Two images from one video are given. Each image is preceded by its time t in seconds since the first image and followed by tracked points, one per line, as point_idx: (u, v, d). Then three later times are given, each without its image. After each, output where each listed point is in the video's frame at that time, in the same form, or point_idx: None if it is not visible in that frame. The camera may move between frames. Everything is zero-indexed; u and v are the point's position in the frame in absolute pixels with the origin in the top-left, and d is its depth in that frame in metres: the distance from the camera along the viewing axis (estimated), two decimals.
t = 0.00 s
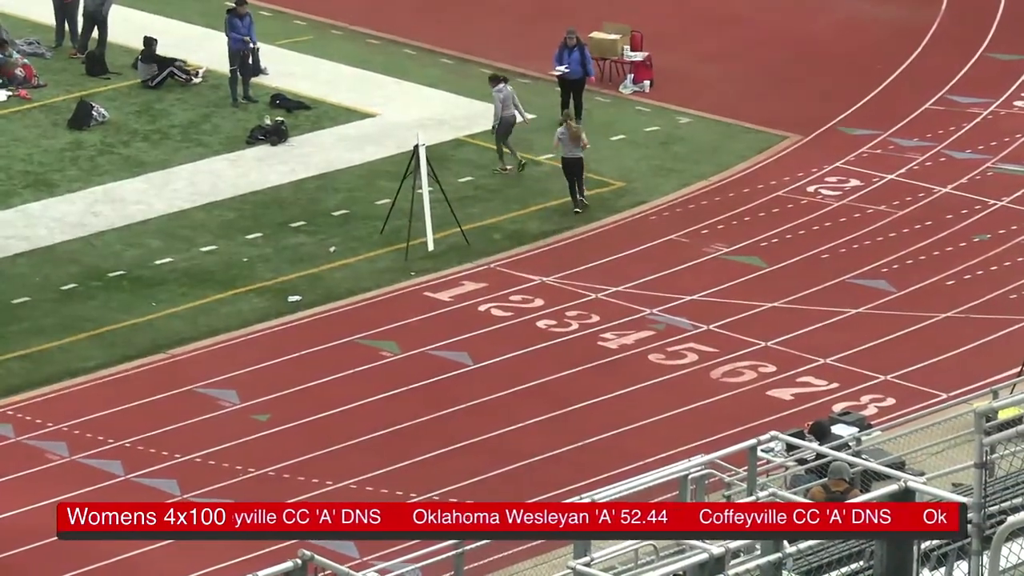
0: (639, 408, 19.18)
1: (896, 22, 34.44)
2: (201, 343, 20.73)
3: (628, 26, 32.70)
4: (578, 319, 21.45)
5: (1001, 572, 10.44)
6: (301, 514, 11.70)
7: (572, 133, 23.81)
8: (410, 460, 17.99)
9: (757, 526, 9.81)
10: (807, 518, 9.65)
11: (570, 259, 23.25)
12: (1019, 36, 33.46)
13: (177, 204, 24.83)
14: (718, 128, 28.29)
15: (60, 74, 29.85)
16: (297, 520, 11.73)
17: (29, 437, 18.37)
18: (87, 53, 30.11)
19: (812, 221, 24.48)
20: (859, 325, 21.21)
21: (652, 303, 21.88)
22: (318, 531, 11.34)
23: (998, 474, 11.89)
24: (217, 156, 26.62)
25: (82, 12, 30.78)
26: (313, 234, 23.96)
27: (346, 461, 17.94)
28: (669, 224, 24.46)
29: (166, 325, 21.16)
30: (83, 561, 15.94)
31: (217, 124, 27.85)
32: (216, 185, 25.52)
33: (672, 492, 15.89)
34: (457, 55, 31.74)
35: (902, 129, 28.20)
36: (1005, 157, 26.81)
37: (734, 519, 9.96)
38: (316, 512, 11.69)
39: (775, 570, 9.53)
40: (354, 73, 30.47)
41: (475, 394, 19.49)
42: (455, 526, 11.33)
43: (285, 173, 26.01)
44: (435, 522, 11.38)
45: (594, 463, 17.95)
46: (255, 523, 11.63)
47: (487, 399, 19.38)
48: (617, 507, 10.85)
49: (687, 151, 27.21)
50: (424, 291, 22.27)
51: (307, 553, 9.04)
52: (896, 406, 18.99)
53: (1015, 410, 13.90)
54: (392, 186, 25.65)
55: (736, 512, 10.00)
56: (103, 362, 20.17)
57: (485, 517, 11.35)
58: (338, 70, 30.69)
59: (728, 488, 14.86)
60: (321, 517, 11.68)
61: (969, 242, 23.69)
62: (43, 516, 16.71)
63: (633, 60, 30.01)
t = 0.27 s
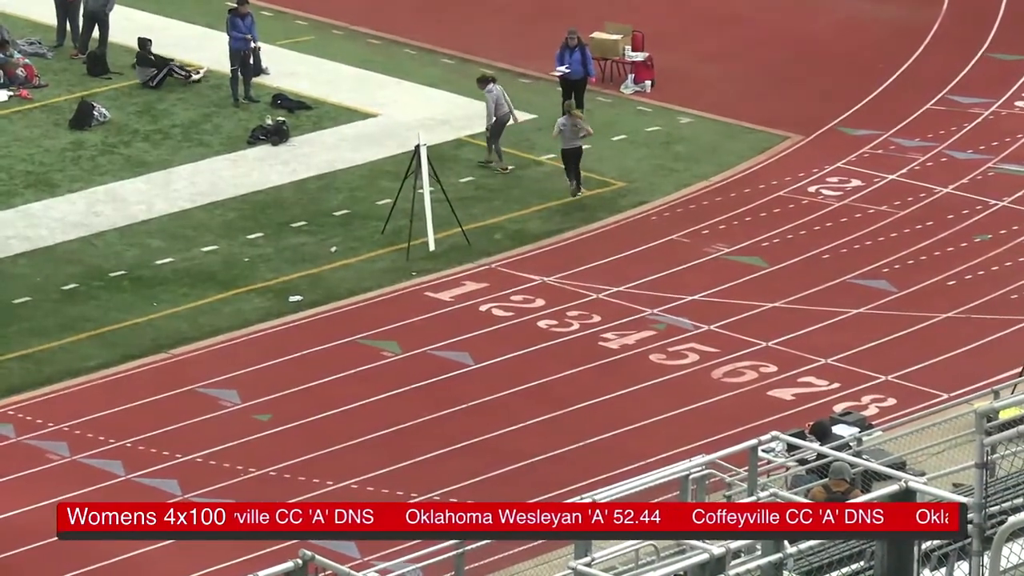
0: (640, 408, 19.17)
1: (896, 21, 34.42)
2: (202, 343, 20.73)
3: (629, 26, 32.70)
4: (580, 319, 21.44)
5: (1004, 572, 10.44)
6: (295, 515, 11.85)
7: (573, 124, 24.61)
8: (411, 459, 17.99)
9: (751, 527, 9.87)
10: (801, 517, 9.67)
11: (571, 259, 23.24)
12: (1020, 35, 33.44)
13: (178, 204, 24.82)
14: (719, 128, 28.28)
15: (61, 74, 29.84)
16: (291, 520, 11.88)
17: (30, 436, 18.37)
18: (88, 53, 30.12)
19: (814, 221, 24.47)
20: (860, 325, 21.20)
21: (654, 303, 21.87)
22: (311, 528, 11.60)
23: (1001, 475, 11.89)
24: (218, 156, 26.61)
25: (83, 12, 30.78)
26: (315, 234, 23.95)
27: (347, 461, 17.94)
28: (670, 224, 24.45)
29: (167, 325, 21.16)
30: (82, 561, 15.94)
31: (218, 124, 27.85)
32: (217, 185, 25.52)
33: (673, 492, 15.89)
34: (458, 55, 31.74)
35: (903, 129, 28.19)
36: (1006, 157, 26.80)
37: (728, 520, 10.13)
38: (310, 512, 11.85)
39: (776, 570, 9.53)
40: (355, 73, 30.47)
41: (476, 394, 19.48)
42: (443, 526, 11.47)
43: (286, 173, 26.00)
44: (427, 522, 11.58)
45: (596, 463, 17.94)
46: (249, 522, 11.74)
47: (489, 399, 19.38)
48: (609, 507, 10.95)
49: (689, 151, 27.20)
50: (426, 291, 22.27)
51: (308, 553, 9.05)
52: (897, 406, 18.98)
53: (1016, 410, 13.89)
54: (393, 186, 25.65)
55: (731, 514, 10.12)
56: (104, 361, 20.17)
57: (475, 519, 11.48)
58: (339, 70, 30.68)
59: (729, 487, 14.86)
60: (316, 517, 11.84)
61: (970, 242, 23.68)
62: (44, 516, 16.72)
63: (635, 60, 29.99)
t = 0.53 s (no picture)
0: (644, 407, 19.17)
1: (898, 21, 34.41)
2: (205, 341, 20.74)
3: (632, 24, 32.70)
4: (583, 317, 21.45)
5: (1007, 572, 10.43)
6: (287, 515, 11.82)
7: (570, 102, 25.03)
8: (414, 457, 18.00)
9: (743, 525, 9.90)
10: (791, 518, 9.68)
11: (574, 258, 23.24)
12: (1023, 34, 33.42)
13: (181, 202, 24.83)
14: (723, 127, 28.27)
15: (65, 72, 29.85)
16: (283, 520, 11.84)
17: (34, 434, 18.39)
18: (91, 50, 30.14)
19: (817, 220, 24.46)
20: (863, 323, 21.20)
21: (656, 302, 21.88)
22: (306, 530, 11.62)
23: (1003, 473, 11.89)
24: (222, 153, 26.63)
25: (87, 9, 30.80)
26: (318, 232, 23.96)
27: (351, 459, 17.95)
28: (673, 222, 24.45)
29: (170, 322, 21.17)
30: (82, 560, 15.95)
31: (222, 122, 27.86)
32: (220, 183, 25.54)
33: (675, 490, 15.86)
34: (461, 53, 31.74)
35: (906, 128, 28.18)
36: (1009, 156, 26.79)
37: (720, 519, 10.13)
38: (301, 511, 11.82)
39: (780, 569, 9.50)
40: (358, 72, 30.47)
41: (480, 392, 19.49)
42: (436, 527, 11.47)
43: (289, 171, 26.01)
44: (422, 521, 11.66)
45: (598, 461, 17.95)
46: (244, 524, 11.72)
47: (493, 397, 19.39)
48: (603, 508, 10.96)
49: (692, 149, 27.20)
50: (429, 289, 22.28)
51: (311, 550, 9.05)
52: (899, 405, 18.98)
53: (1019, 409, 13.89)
54: (397, 184, 25.66)
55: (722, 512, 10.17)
56: (107, 359, 20.19)
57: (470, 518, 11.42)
58: (342, 68, 30.68)
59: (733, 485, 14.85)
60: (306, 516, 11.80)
61: (973, 241, 23.68)
62: (45, 515, 16.72)
63: (638, 58, 29.94)
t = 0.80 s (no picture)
0: (651, 409, 19.15)
1: (906, 22, 34.38)
2: (213, 342, 20.75)
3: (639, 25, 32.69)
4: (590, 319, 21.43)
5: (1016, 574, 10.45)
6: (281, 515, 11.63)
7: (566, 98, 25.36)
8: (422, 459, 18.00)
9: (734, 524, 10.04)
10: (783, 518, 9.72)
11: (582, 259, 23.23)
12: None
13: (188, 203, 24.84)
14: (730, 129, 28.25)
15: (72, 73, 29.87)
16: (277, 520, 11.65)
17: (41, 435, 18.39)
18: (98, 51, 30.14)
19: (824, 221, 24.44)
20: (871, 325, 21.18)
21: (664, 303, 21.86)
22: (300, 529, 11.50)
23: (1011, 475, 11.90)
24: (229, 154, 26.64)
25: (94, 10, 30.82)
26: (325, 233, 23.96)
27: (358, 460, 17.95)
28: (680, 224, 24.43)
29: (178, 324, 21.18)
30: (90, 561, 15.95)
31: (229, 123, 27.87)
32: (227, 184, 25.54)
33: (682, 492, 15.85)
34: (469, 54, 31.73)
35: (913, 129, 28.16)
36: (1017, 157, 26.76)
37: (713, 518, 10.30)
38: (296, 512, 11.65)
39: (786, 570, 9.52)
40: (365, 73, 30.47)
41: (487, 394, 19.48)
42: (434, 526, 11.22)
43: (296, 172, 26.02)
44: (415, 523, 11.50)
45: (606, 463, 17.94)
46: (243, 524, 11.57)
47: (500, 399, 19.38)
48: (597, 507, 10.79)
49: (699, 151, 27.18)
50: (436, 290, 22.27)
51: (318, 553, 9.04)
52: (907, 406, 18.96)
53: None
54: (404, 185, 25.66)
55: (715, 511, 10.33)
56: (115, 360, 20.19)
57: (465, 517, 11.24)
58: (349, 69, 30.69)
59: (740, 486, 14.85)
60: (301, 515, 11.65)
61: (980, 242, 23.65)
62: (52, 515, 16.73)
63: (645, 59, 29.99)
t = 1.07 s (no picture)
0: (653, 411, 19.15)
1: (909, 24, 34.35)
2: (215, 344, 20.75)
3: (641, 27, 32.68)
4: (592, 321, 21.43)
5: None
6: (273, 554, 12.67)
7: (559, 96, 25.81)
8: (424, 461, 18.01)
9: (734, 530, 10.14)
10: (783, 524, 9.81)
11: (584, 262, 23.22)
12: None
13: (191, 205, 24.84)
14: (733, 131, 28.24)
15: (75, 75, 29.88)
16: (270, 558, 12.68)
17: (43, 437, 18.39)
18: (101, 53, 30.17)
19: (826, 224, 24.43)
20: (872, 328, 21.17)
21: (666, 306, 21.85)
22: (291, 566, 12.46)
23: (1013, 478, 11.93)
24: (231, 156, 26.64)
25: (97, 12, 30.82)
26: (327, 236, 23.96)
27: (360, 463, 17.95)
28: (682, 227, 24.42)
29: (181, 326, 21.18)
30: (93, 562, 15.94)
31: (231, 125, 27.88)
32: (230, 186, 25.54)
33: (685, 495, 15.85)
34: (472, 57, 31.73)
35: (916, 132, 28.14)
36: (1019, 161, 26.74)
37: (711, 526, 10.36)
38: (286, 551, 12.65)
39: None
40: (368, 75, 30.48)
41: (489, 397, 19.48)
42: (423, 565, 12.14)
43: (299, 174, 26.02)
44: (407, 560, 12.23)
45: (608, 465, 17.93)
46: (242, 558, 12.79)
47: (503, 401, 19.38)
48: (591, 546, 11.00)
49: (702, 154, 27.17)
50: (439, 293, 22.28)
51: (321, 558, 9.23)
52: (910, 409, 18.96)
53: None
54: (407, 187, 25.66)
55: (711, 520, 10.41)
56: (117, 362, 20.19)
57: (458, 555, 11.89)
58: (352, 71, 30.70)
59: (742, 490, 14.86)
60: (293, 554, 12.62)
61: (983, 245, 23.64)
62: (55, 517, 16.74)
63: (648, 62, 30.01)
